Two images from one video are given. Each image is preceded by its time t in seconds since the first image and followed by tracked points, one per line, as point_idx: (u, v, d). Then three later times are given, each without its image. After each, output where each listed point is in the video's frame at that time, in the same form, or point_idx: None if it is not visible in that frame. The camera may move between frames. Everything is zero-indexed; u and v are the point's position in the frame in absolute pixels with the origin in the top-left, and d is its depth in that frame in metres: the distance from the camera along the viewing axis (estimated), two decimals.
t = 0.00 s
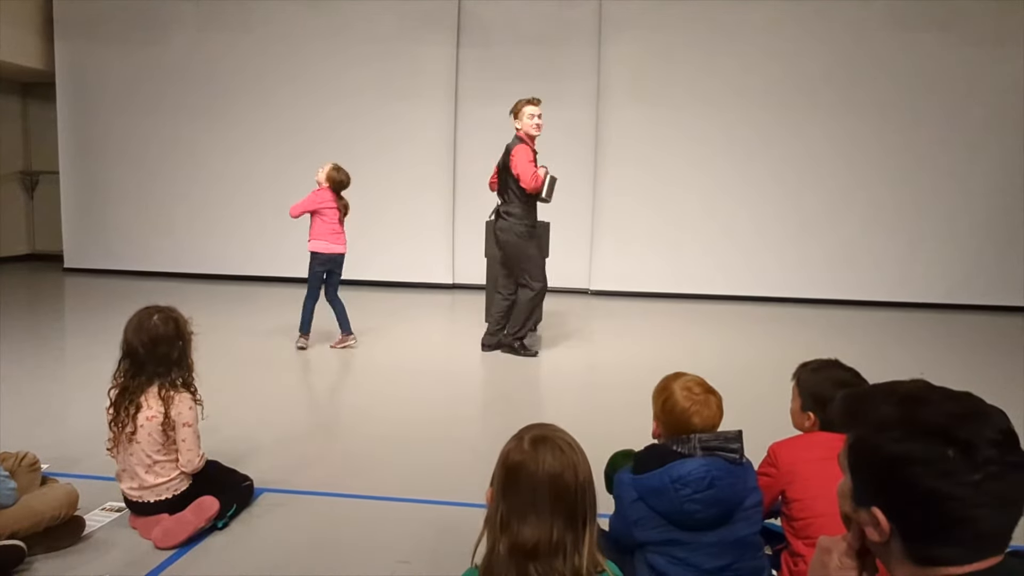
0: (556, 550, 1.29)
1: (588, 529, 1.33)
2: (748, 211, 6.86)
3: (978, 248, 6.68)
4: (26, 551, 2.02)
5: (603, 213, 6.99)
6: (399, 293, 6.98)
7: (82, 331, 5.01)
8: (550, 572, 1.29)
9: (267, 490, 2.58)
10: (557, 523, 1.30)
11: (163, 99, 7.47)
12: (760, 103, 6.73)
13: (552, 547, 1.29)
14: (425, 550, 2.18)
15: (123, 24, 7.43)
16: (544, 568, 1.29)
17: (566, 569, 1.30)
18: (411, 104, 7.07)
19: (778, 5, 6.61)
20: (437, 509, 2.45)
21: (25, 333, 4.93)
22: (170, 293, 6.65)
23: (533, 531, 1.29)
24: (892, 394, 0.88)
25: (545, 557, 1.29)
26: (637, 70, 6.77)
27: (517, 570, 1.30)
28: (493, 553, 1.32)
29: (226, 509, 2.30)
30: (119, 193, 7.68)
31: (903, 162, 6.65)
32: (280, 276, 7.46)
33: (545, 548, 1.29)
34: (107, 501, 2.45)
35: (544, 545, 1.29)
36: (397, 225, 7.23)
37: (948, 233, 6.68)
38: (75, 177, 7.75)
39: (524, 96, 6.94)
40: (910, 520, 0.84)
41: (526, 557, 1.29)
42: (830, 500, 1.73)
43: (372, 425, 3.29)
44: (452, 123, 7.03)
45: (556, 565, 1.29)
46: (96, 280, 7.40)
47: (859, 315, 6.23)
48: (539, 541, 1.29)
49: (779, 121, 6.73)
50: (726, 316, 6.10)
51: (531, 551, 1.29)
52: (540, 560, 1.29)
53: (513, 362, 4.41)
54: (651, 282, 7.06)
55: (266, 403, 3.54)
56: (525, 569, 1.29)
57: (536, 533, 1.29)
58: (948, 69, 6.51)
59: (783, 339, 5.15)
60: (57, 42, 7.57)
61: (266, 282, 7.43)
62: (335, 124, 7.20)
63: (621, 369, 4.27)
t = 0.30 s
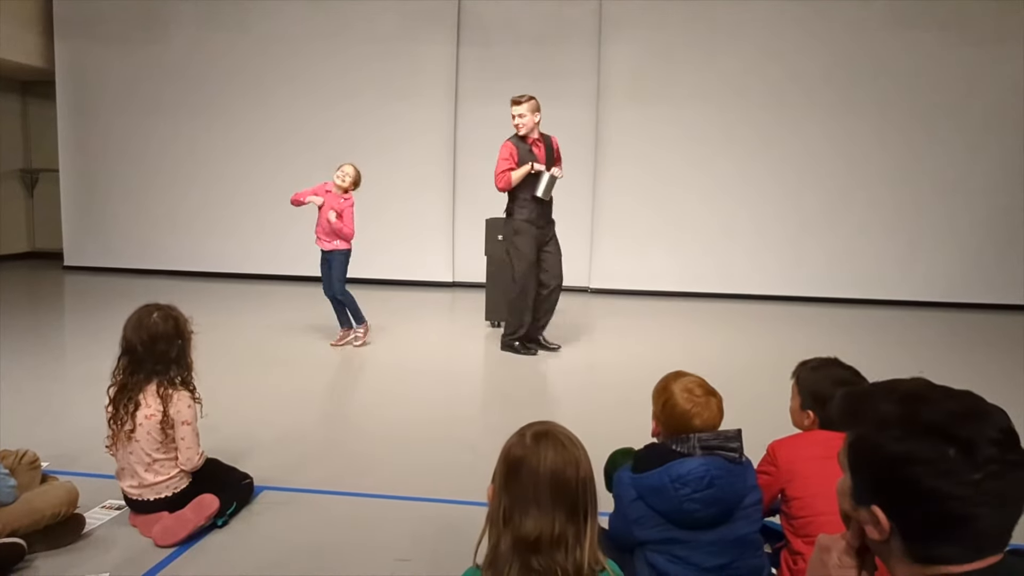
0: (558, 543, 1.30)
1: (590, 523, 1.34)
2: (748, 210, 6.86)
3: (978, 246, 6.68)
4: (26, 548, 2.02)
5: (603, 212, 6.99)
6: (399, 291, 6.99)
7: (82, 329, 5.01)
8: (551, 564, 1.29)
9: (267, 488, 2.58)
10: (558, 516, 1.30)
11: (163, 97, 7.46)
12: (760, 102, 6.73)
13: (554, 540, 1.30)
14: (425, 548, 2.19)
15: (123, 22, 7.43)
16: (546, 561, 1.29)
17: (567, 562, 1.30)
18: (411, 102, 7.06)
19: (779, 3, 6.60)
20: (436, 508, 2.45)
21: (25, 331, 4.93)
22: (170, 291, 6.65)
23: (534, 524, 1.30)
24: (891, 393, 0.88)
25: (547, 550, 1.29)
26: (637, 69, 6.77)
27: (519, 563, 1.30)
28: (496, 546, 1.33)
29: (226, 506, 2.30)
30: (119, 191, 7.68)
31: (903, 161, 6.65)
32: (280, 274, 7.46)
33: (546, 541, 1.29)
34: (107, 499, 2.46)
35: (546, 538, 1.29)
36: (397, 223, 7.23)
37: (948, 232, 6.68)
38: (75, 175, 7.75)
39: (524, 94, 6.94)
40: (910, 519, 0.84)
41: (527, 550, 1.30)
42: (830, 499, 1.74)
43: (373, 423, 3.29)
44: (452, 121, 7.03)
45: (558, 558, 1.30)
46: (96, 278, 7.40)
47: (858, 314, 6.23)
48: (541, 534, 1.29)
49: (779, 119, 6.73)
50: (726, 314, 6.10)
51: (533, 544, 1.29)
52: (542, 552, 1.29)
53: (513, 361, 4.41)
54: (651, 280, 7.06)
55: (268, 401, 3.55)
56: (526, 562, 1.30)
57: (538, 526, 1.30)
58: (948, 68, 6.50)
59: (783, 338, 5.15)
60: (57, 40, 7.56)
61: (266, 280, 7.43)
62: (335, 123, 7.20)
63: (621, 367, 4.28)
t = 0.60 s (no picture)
0: (558, 537, 1.30)
1: (590, 517, 1.34)
2: (748, 207, 6.85)
3: (978, 245, 6.68)
4: (26, 545, 2.02)
5: (603, 210, 6.99)
6: (399, 288, 6.99)
7: (82, 326, 5.02)
8: (551, 559, 1.29)
9: (267, 485, 2.58)
10: (559, 510, 1.30)
11: (163, 94, 7.46)
12: (760, 99, 6.72)
13: (554, 534, 1.30)
14: (425, 545, 2.19)
15: (123, 19, 7.42)
16: (547, 555, 1.29)
17: (568, 557, 1.30)
18: (411, 99, 7.06)
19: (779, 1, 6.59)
20: (435, 505, 2.45)
21: (25, 328, 4.93)
22: (169, 288, 6.65)
23: (534, 519, 1.30)
24: (891, 390, 0.88)
25: (547, 544, 1.30)
26: (637, 67, 6.77)
27: (519, 557, 1.30)
28: (496, 541, 1.33)
29: (226, 503, 2.30)
30: (119, 188, 7.68)
31: (903, 159, 6.64)
32: (280, 272, 7.46)
33: (546, 535, 1.30)
34: (107, 496, 2.45)
35: (546, 532, 1.29)
36: (397, 221, 7.23)
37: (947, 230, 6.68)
38: (74, 172, 7.74)
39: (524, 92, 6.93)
40: (909, 516, 0.84)
41: (528, 545, 1.30)
42: (829, 497, 1.74)
43: (374, 420, 3.29)
44: (452, 118, 7.02)
45: (558, 552, 1.30)
46: (96, 275, 7.40)
47: (858, 312, 6.23)
48: (541, 528, 1.29)
49: (779, 117, 6.72)
50: (725, 312, 6.09)
51: (533, 539, 1.29)
52: (542, 547, 1.29)
53: (513, 358, 4.41)
54: (651, 278, 7.06)
55: (268, 398, 3.55)
56: (527, 556, 1.30)
57: (538, 520, 1.30)
58: (949, 66, 6.50)
59: (783, 335, 5.16)
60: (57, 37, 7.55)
61: (266, 278, 7.43)
62: (335, 120, 7.19)
63: (622, 365, 4.28)
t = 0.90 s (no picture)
0: (555, 536, 1.30)
1: (588, 516, 1.34)
2: (746, 207, 6.86)
3: (978, 244, 6.68)
4: (27, 545, 2.03)
5: (603, 209, 6.99)
6: (399, 287, 7.00)
7: (82, 325, 5.02)
8: (549, 558, 1.29)
9: (267, 484, 2.58)
10: (557, 509, 1.30)
11: (163, 93, 7.46)
12: (760, 98, 6.72)
13: (552, 533, 1.30)
14: (425, 545, 2.19)
15: (123, 18, 7.42)
16: (544, 554, 1.29)
17: (565, 556, 1.30)
18: (411, 98, 7.05)
19: None
20: (434, 504, 2.45)
21: (26, 327, 4.94)
22: (169, 287, 6.65)
23: (532, 517, 1.30)
24: (890, 390, 0.88)
25: (545, 543, 1.30)
26: (637, 66, 6.77)
27: (516, 555, 1.30)
28: (495, 538, 1.33)
29: (226, 502, 2.30)
30: (118, 187, 7.68)
31: (904, 158, 6.64)
32: (279, 270, 7.46)
33: (544, 534, 1.30)
34: (108, 495, 2.46)
35: (543, 531, 1.30)
36: (397, 219, 7.23)
37: (947, 229, 6.68)
38: (74, 171, 7.74)
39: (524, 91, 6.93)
40: (907, 517, 0.84)
41: (526, 543, 1.30)
42: (829, 495, 1.74)
43: (373, 419, 3.30)
44: (452, 117, 7.02)
45: (555, 551, 1.30)
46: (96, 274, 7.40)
47: (858, 311, 6.23)
48: (538, 527, 1.30)
49: (778, 116, 6.72)
50: (725, 311, 6.09)
51: (531, 537, 1.29)
52: (540, 545, 1.30)
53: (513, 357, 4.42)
54: (651, 276, 7.06)
55: (269, 397, 3.56)
56: (525, 554, 1.30)
57: (536, 519, 1.30)
58: (948, 65, 6.50)
59: (783, 334, 5.16)
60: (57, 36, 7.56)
61: (266, 277, 7.43)
62: (335, 119, 7.19)
63: (621, 364, 4.29)
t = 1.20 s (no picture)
0: (553, 533, 1.30)
1: (586, 513, 1.34)
2: (746, 207, 6.86)
3: (978, 244, 6.68)
4: (27, 544, 2.03)
5: (603, 208, 6.99)
6: (399, 287, 6.99)
7: (82, 325, 5.02)
8: (546, 554, 1.30)
9: (267, 483, 2.59)
10: (555, 506, 1.30)
11: (163, 92, 7.45)
12: (760, 98, 6.72)
13: (549, 531, 1.30)
14: (425, 544, 2.19)
15: (123, 18, 7.42)
16: (542, 550, 1.30)
17: (563, 552, 1.31)
18: (411, 98, 7.05)
19: None
20: (434, 504, 2.46)
21: (26, 327, 4.94)
22: (169, 287, 6.65)
23: (530, 514, 1.30)
24: (890, 389, 0.89)
25: (542, 539, 1.30)
26: (637, 65, 6.77)
27: (515, 551, 1.31)
28: (493, 534, 1.34)
29: (227, 501, 2.30)
30: (118, 187, 7.67)
31: (904, 158, 6.64)
32: (279, 270, 7.46)
33: (541, 531, 1.30)
34: (108, 494, 2.46)
35: (541, 528, 1.30)
36: (397, 219, 7.23)
37: (947, 229, 6.68)
38: (74, 171, 7.74)
39: (524, 91, 6.93)
40: (907, 517, 0.84)
41: (523, 539, 1.30)
42: (829, 495, 1.74)
43: (373, 418, 3.30)
44: (452, 117, 7.02)
45: (553, 548, 1.30)
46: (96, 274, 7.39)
47: (858, 311, 6.23)
48: (536, 524, 1.30)
49: (778, 116, 6.72)
50: (725, 311, 6.09)
51: (528, 534, 1.30)
52: (537, 542, 1.30)
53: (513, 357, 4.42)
54: (651, 276, 7.06)
55: (270, 397, 3.56)
56: (522, 550, 1.31)
57: (534, 516, 1.30)
58: (948, 65, 6.50)
59: (783, 334, 5.16)
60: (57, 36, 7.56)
61: (267, 276, 7.43)
62: (334, 119, 7.19)
63: (622, 364, 4.29)
